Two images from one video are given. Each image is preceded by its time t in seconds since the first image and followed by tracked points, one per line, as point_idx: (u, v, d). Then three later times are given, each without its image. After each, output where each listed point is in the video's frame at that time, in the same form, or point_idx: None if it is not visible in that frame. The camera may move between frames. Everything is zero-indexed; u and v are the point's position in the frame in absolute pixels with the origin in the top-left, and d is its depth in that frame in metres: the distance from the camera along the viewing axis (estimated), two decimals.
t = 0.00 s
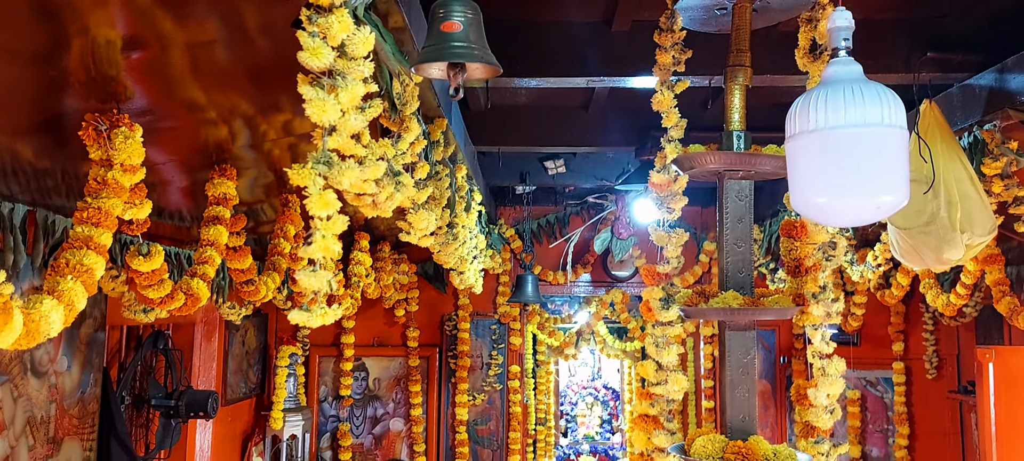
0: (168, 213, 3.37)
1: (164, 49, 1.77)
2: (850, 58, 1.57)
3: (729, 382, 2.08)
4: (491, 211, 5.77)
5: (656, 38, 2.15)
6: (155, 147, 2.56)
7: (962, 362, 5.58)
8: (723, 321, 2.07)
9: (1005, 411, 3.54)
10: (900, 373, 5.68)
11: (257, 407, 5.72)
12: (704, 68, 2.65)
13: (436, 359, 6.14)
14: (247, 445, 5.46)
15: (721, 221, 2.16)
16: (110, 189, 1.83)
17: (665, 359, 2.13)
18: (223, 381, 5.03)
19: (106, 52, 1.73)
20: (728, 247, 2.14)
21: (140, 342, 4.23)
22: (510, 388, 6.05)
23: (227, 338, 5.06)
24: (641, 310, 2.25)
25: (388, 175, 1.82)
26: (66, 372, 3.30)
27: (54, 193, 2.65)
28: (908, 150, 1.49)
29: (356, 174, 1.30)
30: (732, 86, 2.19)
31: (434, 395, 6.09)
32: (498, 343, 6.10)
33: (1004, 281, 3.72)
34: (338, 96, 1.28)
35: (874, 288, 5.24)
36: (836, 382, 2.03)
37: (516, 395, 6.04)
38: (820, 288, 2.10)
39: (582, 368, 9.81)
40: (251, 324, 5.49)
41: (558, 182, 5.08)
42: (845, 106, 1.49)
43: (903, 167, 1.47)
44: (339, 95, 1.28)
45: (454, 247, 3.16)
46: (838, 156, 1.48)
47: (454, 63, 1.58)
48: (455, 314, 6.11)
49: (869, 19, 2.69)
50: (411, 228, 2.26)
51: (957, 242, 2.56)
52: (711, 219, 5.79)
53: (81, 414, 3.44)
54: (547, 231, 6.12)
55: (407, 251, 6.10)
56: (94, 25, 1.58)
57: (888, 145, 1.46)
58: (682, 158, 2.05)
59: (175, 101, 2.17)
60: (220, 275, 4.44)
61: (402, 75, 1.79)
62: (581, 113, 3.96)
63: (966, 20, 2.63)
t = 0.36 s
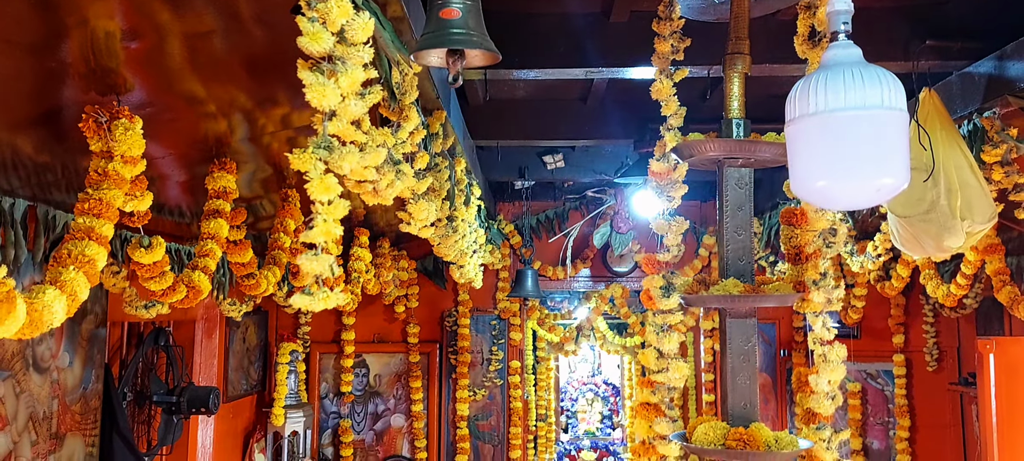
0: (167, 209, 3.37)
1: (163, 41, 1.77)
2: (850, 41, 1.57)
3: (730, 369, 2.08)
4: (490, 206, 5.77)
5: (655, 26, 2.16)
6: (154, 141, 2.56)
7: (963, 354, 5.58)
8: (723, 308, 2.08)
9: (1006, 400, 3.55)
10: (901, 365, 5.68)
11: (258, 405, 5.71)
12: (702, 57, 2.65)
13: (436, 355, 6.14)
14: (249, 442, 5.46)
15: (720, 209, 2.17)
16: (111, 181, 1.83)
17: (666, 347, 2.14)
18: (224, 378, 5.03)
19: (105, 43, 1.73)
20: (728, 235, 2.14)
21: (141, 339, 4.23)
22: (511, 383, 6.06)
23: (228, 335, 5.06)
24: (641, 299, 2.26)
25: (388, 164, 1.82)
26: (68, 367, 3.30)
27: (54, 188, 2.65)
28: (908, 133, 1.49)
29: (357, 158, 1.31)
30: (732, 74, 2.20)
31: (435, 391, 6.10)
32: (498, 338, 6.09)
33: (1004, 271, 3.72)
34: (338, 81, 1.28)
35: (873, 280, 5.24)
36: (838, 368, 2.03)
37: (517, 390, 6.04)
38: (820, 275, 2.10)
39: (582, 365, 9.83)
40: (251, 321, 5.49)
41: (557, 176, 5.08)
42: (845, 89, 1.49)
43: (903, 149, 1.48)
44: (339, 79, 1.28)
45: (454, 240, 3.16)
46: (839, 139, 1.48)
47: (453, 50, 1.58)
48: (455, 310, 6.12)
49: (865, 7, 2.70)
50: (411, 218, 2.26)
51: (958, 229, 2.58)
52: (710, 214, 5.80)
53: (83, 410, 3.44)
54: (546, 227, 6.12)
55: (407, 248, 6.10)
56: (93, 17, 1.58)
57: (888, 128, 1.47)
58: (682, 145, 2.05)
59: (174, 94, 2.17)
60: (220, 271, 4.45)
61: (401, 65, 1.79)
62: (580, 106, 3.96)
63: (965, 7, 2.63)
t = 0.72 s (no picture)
0: (167, 199, 3.36)
1: (163, 23, 1.75)
2: (856, 21, 1.57)
3: (733, 355, 2.08)
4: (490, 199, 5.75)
5: (658, 11, 2.15)
6: (154, 127, 2.55)
7: (963, 348, 5.58)
8: (725, 294, 2.08)
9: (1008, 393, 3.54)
10: (901, 359, 5.67)
11: (258, 397, 5.70)
12: (705, 45, 2.63)
13: (436, 348, 6.14)
14: (248, 435, 5.46)
15: (723, 196, 2.17)
16: (111, 164, 1.81)
17: (668, 333, 2.13)
18: (224, 370, 5.01)
19: (105, 25, 1.71)
20: (731, 222, 2.14)
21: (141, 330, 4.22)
22: (510, 377, 6.06)
23: (228, 328, 5.04)
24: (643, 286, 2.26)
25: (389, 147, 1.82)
26: (68, 357, 3.29)
27: (54, 175, 2.63)
28: (914, 114, 1.49)
29: (360, 135, 1.30)
30: (735, 60, 2.19)
31: (434, 384, 6.09)
32: (498, 331, 6.09)
33: (1006, 263, 3.72)
34: (340, 56, 1.26)
35: (874, 273, 5.23)
36: (840, 355, 2.04)
37: (517, 383, 6.04)
38: (824, 261, 2.12)
39: (581, 360, 9.88)
40: (251, 313, 5.48)
41: (557, 169, 5.07)
42: (852, 69, 1.48)
43: (909, 130, 1.47)
44: (341, 55, 1.27)
45: (455, 230, 3.15)
46: (845, 119, 1.47)
47: (455, 30, 1.57)
48: (454, 303, 6.11)
49: None
50: (413, 204, 2.25)
51: (962, 218, 2.59)
52: (711, 208, 5.76)
53: (83, 400, 3.43)
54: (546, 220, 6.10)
55: (407, 241, 6.08)
56: None
57: (894, 108, 1.46)
58: (685, 130, 2.05)
59: (174, 80, 2.16)
60: (219, 262, 4.44)
61: (404, 47, 1.77)
62: (581, 96, 3.95)
63: None
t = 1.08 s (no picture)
0: (169, 187, 3.35)
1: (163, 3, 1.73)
2: (863, 3, 1.56)
3: (736, 343, 2.06)
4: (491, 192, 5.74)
5: None
6: (154, 113, 2.53)
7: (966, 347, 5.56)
8: (727, 282, 2.06)
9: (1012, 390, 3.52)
10: (903, 357, 5.65)
11: (258, 389, 5.69)
12: (712, 34, 2.60)
13: (436, 342, 6.13)
14: (248, 426, 5.45)
15: (726, 183, 2.16)
16: (112, 144, 1.80)
17: (671, 320, 2.13)
18: (224, 361, 5.00)
19: (105, 4, 1.69)
20: (734, 209, 2.13)
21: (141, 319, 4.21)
22: (510, 371, 6.04)
23: (228, 319, 5.03)
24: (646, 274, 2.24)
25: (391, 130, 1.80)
26: (68, 344, 3.28)
27: (54, 160, 2.62)
28: (921, 97, 1.47)
29: (360, 111, 1.29)
30: (739, 46, 2.18)
31: (434, 378, 6.08)
32: (498, 326, 6.08)
33: (1011, 259, 3.69)
34: (341, 30, 1.24)
35: (877, 270, 5.20)
36: (845, 343, 2.04)
37: (517, 378, 6.03)
38: (828, 249, 2.10)
39: (581, 356, 9.88)
40: (252, 305, 5.47)
41: (558, 162, 5.05)
42: (859, 50, 1.47)
43: (916, 112, 1.45)
44: (342, 29, 1.25)
45: (456, 220, 3.13)
46: (851, 100, 1.46)
47: (457, 9, 1.55)
48: (455, 296, 6.10)
49: None
50: (414, 190, 2.24)
51: (967, 210, 2.58)
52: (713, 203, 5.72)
53: (82, 387, 3.42)
54: (547, 215, 6.05)
55: (408, 234, 6.07)
56: None
57: (901, 89, 1.44)
58: (688, 117, 2.04)
59: (175, 64, 2.14)
60: (220, 252, 4.42)
61: (406, 30, 1.74)
62: (584, 88, 3.93)
63: None
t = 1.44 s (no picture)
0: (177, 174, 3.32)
1: None
2: None
3: (749, 327, 2.04)
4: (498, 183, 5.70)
5: None
6: (161, 98, 2.49)
7: (976, 340, 5.51)
8: (739, 265, 2.04)
9: None
10: (913, 351, 5.60)
11: (264, 379, 5.68)
12: (724, 16, 2.58)
13: (442, 333, 6.11)
14: (254, 416, 5.43)
15: (738, 165, 2.15)
16: (120, 121, 1.77)
17: (681, 303, 2.11)
18: (230, 350, 4.99)
19: None
20: (747, 191, 2.12)
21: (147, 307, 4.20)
22: (516, 363, 6.04)
23: (234, 308, 5.01)
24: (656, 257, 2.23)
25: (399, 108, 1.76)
26: (76, 330, 3.27)
27: (63, 143, 2.61)
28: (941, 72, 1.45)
29: (372, 81, 1.26)
30: (753, 26, 2.16)
31: (440, 369, 6.07)
32: (504, 317, 6.06)
33: None
34: None
35: (887, 262, 5.15)
36: (857, 327, 2.15)
37: (523, 370, 6.01)
38: (842, 232, 2.17)
39: (587, 350, 9.89)
40: (258, 295, 5.45)
41: (565, 152, 5.01)
42: (879, 22, 1.45)
43: (936, 86, 1.43)
44: None
45: (465, 207, 3.10)
46: (871, 73, 1.44)
47: None
48: (461, 288, 6.08)
49: None
50: (421, 171, 2.21)
51: (983, 195, 2.55)
52: (721, 195, 5.67)
53: (90, 373, 3.41)
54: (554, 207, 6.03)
55: (414, 225, 6.04)
56: None
57: (922, 61, 1.43)
58: (700, 97, 2.01)
59: (182, 45, 2.09)
60: (227, 241, 4.40)
61: (417, 6, 1.69)
62: (593, 76, 3.88)
63: None
